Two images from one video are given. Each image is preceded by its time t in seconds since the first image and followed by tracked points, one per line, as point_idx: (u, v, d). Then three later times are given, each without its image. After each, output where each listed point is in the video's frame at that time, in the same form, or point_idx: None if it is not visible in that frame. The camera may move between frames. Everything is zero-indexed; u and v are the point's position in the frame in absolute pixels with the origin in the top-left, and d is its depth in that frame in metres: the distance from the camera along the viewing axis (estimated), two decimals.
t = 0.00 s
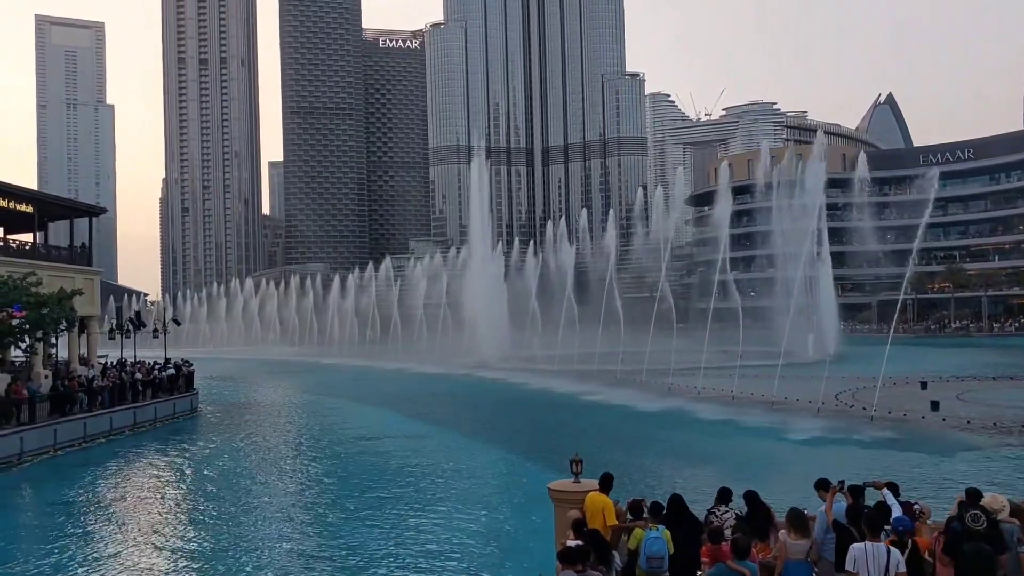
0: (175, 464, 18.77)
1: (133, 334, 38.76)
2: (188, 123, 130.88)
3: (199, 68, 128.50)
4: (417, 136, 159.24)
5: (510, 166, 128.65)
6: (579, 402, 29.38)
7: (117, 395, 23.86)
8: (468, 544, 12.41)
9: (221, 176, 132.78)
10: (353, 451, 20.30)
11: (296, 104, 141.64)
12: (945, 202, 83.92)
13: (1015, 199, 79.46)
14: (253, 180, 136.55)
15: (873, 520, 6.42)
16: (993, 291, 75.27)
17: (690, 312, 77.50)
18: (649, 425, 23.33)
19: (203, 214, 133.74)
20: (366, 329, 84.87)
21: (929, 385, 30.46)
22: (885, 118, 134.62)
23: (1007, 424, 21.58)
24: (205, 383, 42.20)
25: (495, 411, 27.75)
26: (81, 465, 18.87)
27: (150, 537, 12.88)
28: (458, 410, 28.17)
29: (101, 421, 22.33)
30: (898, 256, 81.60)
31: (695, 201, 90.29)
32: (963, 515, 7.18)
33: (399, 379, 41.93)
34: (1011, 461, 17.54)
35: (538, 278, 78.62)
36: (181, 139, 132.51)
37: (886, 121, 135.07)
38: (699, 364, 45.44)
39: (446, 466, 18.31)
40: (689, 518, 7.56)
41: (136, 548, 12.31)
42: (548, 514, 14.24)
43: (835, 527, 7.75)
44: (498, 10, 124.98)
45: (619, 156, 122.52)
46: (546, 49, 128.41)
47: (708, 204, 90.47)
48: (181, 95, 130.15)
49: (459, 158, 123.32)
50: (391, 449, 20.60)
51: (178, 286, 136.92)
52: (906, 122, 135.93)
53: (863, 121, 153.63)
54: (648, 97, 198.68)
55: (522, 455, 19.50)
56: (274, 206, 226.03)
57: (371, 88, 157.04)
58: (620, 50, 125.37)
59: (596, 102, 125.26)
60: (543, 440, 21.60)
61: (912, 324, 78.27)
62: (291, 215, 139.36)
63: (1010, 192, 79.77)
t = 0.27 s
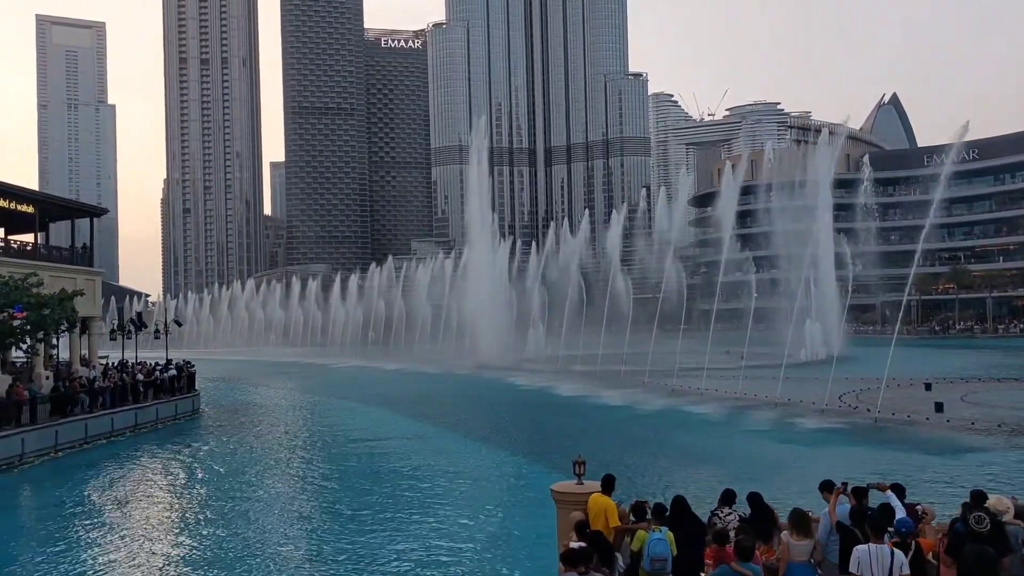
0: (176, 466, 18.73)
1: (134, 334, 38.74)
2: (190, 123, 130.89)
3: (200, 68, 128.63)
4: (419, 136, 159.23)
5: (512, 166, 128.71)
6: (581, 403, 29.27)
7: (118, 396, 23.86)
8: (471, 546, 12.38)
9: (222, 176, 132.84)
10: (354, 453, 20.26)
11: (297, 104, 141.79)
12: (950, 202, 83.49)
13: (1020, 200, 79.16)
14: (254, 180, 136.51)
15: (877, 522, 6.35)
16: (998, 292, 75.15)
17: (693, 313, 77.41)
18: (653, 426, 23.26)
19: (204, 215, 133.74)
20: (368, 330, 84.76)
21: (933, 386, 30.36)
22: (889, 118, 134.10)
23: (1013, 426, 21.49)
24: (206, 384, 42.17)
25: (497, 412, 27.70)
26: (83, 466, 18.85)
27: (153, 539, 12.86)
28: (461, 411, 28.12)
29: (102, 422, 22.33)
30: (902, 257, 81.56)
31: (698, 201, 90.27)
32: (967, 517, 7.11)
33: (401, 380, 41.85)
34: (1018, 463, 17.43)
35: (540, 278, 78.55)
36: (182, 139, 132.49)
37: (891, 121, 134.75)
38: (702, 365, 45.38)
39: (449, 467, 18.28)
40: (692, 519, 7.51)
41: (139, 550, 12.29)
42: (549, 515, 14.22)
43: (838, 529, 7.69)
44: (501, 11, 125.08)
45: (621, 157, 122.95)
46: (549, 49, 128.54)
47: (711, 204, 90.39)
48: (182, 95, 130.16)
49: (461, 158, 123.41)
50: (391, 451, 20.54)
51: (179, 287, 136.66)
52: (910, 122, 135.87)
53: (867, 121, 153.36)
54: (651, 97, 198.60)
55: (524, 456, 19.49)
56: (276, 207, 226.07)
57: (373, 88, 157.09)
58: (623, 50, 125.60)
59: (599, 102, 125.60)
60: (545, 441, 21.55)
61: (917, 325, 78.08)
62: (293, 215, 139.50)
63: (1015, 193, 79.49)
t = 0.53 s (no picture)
0: (179, 467, 18.74)
1: (135, 336, 38.66)
2: (191, 123, 130.96)
3: (201, 68, 128.75)
4: (421, 135, 159.19)
5: (514, 166, 128.56)
6: (584, 405, 29.19)
7: (119, 397, 23.83)
8: (473, 547, 12.34)
9: (224, 177, 132.84)
10: (356, 454, 20.25)
11: (299, 104, 141.98)
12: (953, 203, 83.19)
13: None
14: (256, 181, 136.44)
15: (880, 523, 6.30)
16: (1003, 294, 75.06)
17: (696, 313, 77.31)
18: (656, 428, 23.18)
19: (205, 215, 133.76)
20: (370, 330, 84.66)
21: (937, 387, 30.23)
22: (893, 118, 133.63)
23: (1018, 428, 21.38)
24: (207, 385, 42.12)
25: (499, 413, 27.61)
26: (85, 468, 18.84)
27: (155, 540, 12.85)
28: (463, 412, 28.05)
29: (103, 423, 22.31)
30: (906, 257, 81.52)
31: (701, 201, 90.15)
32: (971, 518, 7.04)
33: (403, 381, 41.79)
34: None
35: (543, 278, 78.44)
36: (184, 140, 132.56)
37: (895, 121, 134.39)
38: (706, 366, 45.28)
39: (451, 468, 18.24)
40: (695, 521, 7.45)
41: (140, 551, 12.27)
42: (552, 516, 14.17)
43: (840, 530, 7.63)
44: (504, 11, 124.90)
45: (625, 157, 123.02)
46: (551, 49, 128.35)
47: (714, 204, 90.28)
48: (183, 95, 130.15)
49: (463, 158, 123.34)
50: (393, 452, 20.50)
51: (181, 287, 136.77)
52: (914, 122, 135.70)
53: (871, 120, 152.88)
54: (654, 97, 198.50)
55: (526, 457, 19.45)
56: (277, 207, 225.91)
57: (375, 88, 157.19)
58: (626, 49, 125.65)
59: (602, 102, 125.60)
60: (547, 443, 21.47)
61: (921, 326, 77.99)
62: (293, 215, 139.52)
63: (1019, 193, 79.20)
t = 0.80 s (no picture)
0: (178, 468, 18.68)
1: (136, 337, 38.55)
2: (192, 123, 130.87)
3: (202, 67, 129.00)
4: (423, 135, 159.10)
5: (516, 166, 128.47)
6: (585, 406, 29.10)
7: (120, 398, 23.82)
8: (477, 549, 12.29)
9: (224, 177, 132.73)
10: (356, 455, 20.20)
11: (301, 104, 142.08)
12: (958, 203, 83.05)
13: None
14: (257, 181, 136.28)
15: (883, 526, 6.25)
16: (1008, 295, 75.12)
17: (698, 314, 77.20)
18: (658, 429, 23.11)
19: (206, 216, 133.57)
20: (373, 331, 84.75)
21: (942, 388, 30.15)
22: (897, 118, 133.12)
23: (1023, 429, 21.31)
24: (207, 386, 42.04)
25: (500, 414, 27.53)
26: (83, 470, 18.75)
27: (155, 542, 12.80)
28: (464, 413, 27.99)
29: (104, 424, 22.27)
30: (909, 258, 81.48)
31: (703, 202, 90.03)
32: (973, 520, 7.03)
33: (404, 383, 41.67)
34: None
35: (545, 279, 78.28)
36: (184, 140, 132.32)
37: (898, 121, 134.13)
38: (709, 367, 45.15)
39: (451, 470, 18.19)
40: (698, 524, 7.40)
41: (140, 552, 12.23)
42: (554, 517, 14.15)
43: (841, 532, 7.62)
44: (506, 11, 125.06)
45: (627, 158, 124.23)
46: (554, 50, 128.23)
47: (716, 205, 90.10)
48: (184, 94, 130.00)
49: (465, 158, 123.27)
50: (393, 453, 20.46)
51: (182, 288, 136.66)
52: (918, 122, 135.38)
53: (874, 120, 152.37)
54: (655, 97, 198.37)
55: (527, 459, 19.38)
56: (278, 208, 225.75)
57: (377, 88, 157.30)
58: (629, 49, 125.62)
59: (604, 103, 125.79)
60: (550, 444, 21.41)
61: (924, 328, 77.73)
62: (295, 215, 139.53)
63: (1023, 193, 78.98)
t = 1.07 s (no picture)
0: (178, 470, 18.66)
1: (137, 338, 38.59)
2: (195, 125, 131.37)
3: (206, 69, 129.64)
4: (425, 137, 159.13)
5: (518, 168, 128.35)
6: (587, 408, 29.05)
7: (121, 399, 23.85)
8: (476, 552, 12.25)
9: (227, 179, 132.95)
10: (355, 457, 20.21)
11: (303, 105, 142.13)
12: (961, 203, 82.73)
13: None
14: (260, 183, 136.41)
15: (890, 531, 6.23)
16: (1013, 296, 75.11)
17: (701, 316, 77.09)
18: (660, 431, 23.06)
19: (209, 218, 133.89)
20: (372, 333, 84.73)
21: (946, 391, 30.07)
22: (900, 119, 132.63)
23: None
24: (208, 387, 42.02)
25: (501, 416, 27.46)
26: (83, 471, 18.74)
27: (155, 544, 12.78)
28: (465, 415, 27.94)
29: (104, 425, 22.31)
30: (913, 260, 81.34)
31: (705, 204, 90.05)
32: (980, 525, 7.03)
33: (406, 384, 41.57)
34: None
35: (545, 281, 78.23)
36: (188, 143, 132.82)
37: (899, 121, 133.93)
38: (711, 368, 45.04)
39: (452, 472, 18.16)
40: (701, 528, 7.40)
41: (140, 555, 12.20)
42: (555, 520, 14.13)
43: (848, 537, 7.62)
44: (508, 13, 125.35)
45: (628, 158, 124.14)
46: (555, 51, 128.49)
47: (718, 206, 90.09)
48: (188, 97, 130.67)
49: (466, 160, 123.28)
50: (393, 456, 20.44)
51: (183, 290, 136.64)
52: (921, 124, 135.02)
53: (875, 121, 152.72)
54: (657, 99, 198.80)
55: (529, 461, 19.33)
56: (281, 210, 225.83)
57: (379, 90, 157.40)
58: (631, 51, 126.36)
59: (606, 104, 126.47)
60: (551, 447, 21.36)
61: (929, 330, 77.45)
62: (297, 216, 139.36)
63: None
